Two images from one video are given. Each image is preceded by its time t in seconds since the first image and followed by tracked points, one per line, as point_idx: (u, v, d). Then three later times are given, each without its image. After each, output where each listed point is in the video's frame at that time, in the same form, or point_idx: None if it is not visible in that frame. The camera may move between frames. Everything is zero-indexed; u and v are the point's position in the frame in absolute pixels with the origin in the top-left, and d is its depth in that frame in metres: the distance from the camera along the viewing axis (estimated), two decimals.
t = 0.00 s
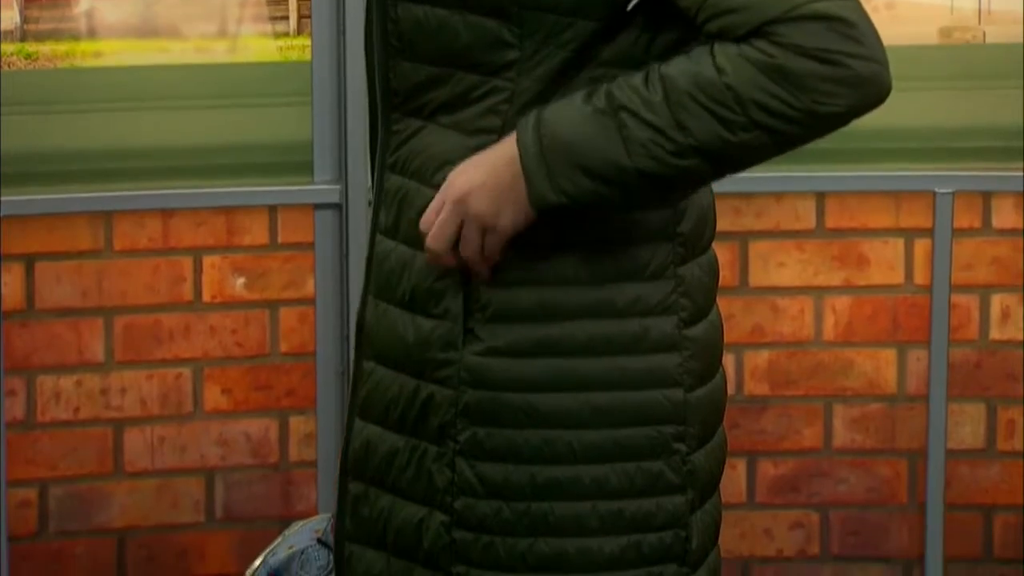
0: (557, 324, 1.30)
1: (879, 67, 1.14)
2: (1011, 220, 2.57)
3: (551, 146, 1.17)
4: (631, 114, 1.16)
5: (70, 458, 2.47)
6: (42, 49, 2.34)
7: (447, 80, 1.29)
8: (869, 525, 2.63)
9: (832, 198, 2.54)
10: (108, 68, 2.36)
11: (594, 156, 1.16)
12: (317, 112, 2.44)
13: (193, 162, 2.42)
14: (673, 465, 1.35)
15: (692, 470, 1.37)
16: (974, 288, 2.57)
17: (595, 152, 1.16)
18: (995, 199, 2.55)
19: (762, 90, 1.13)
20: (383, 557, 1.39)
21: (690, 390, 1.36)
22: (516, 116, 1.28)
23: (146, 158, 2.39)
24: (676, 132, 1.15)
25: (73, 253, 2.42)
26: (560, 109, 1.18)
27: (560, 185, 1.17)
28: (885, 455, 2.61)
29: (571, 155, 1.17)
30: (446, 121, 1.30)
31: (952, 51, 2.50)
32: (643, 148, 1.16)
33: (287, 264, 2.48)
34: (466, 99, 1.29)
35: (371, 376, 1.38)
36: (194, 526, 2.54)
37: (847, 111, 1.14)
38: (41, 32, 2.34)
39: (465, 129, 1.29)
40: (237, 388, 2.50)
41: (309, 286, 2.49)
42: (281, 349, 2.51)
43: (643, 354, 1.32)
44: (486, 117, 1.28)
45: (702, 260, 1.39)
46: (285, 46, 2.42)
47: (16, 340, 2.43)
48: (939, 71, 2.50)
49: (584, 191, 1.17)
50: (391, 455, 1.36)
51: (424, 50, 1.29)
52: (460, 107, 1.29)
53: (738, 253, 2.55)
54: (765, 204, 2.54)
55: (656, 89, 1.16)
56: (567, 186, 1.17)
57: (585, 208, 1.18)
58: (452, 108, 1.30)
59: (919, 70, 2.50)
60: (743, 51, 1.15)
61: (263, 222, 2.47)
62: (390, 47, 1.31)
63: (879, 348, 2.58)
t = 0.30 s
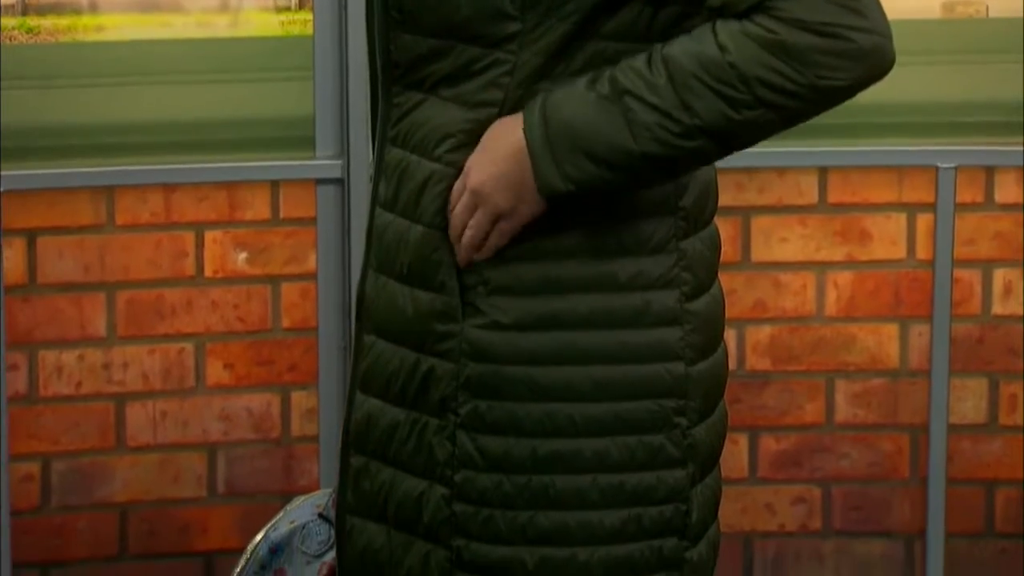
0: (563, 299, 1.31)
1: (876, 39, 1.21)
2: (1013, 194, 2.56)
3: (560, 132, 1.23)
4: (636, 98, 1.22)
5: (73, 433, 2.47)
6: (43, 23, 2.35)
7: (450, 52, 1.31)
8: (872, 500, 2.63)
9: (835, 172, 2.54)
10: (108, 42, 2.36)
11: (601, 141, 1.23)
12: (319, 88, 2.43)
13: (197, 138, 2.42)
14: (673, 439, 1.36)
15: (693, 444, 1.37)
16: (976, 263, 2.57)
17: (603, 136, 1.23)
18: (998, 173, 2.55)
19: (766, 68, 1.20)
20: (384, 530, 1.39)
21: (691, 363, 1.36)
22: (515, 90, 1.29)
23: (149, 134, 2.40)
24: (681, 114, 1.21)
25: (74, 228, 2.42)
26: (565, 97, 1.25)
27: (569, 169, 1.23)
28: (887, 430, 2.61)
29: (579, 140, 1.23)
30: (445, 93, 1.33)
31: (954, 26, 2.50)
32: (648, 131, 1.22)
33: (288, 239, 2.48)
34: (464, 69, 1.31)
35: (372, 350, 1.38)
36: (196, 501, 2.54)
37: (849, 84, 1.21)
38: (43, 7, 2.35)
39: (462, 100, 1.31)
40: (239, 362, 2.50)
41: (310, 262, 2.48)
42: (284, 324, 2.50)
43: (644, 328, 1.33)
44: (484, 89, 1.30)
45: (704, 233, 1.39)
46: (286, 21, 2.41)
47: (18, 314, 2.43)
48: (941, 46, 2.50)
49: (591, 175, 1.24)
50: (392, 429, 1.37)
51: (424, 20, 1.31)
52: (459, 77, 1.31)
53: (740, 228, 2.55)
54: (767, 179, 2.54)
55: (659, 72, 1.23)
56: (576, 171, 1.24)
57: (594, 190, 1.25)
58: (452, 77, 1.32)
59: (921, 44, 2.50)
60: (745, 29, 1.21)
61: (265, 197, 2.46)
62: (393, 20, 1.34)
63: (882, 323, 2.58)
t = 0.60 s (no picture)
0: (565, 279, 1.32)
1: (825, 68, 1.24)
2: (1016, 169, 2.55)
3: (519, 178, 1.27)
4: (591, 141, 1.26)
5: (75, 408, 2.47)
6: None
7: (438, 36, 1.32)
8: (874, 475, 2.63)
9: (838, 148, 2.53)
10: (111, 17, 2.36)
11: (558, 185, 1.26)
12: (322, 64, 2.42)
13: (200, 113, 2.42)
14: (685, 413, 1.36)
15: (704, 419, 1.38)
16: (978, 238, 2.57)
17: (559, 179, 1.26)
18: (1003, 148, 2.54)
19: (715, 106, 1.24)
20: (394, 518, 1.39)
21: (699, 338, 1.36)
22: (507, 74, 1.30)
23: (154, 109, 2.40)
24: (634, 155, 1.25)
25: (77, 203, 2.42)
26: (523, 138, 1.28)
27: (529, 215, 1.27)
28: (890, 405, 2.61)
29: (538, 183, 1.27)
30: (438, 79, 1.33)
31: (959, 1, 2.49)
32: (602, 174, 1.26)
33: (291, 214, 2.47)
34: (455, 54, 1.31)
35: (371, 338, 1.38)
36: (199, 476, 2.53)
37: (799, 115, 1.25)
38: None
39: (455, 86, 1.31)
40: (242, 337, 2.50)
41: (312, 237, 2.48)
42: (286, 300, 2.50)
43: (651, 304, 1.34)
44: (477, 74, 1.30)
45: (709, 209, 1.39)
46: None
47: (20, 290, 2.44)
48: (945, 21, 2.50)
49: (550, 219, 1.27)
50: (398, 417, 1.37)
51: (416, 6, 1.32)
52: (451, 62, 1.32)
53: (744, 203, 2.55)
54: (771, 155, 2.54)
55: (613, 112, 1.26)
56: (535, 215, 1.27)
57: (554, 233, 1.28)
58: (444, 64, 1.32)
59: (926, 20, 2.50)
60: (695, 67, 1.24)
61: (267, 171, 2.46)
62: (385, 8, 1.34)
63: (884, 298, 2.57)
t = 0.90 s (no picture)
0: (565, 262, 1.34)
1: (752, 88, 1.25)
2: (1016, 146, 2.55)
3: (463, 197, 1.31)
4: (528, 158, 1.28)
5: (75, 384, 2.48)
6: None
7: (426, 22, 1.37)
8: (874, 452, 2.64)
9: (838, 125, 2.53)
10: None
11: (498, 203, 1.29)
12: (321, 40, 2.40)
13: (199, 89, 2.41)
14: (684, 392, 1.39)
15: (704, 397, 1.41)
16: (978, 215, 2.57)
17: (499, 196, 1.29)
18: (1002, 124, 2.53)
19: (645, 124, 1.25)
20: (392, 502, 1.43)
21: (699, 316, 1.40)
22: (497, 60, 1.34)
23: (152, 85, 2.39)
24: (568, 173, 1.27)
25: (77, 178, 2.41)
26: (469, 158, 1.31)
27: (470, 234, 1.30)
28: (889, 381, 2.61)
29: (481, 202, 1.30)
30: (431, 68, 1.37)
31: None
32: (538, 190, 1.28)
33: (291, 190, 2.47)
34: (444, 43, 1.36)
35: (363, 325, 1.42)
36: (200, 453, 2.54)
37: (728, 135, 1.26)
38: None
39: (448, 74, 1.36)
40: (241, 314, 2.50)
41: (311, 214, 2.48)
42: (286, 276, 2.50)
43: (647, 284, 1.37)
44: (467, 62, 1.35)
45: (708, 186, 1.43)
46: None
47: (20, 266, 2.43)
48: None
49: (490, 235, 1.30)
50: (394, 401, 1.40)
51: None
52: (441, 51, 1.36)
53: (743, 179, 2.55)
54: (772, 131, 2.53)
55: (551, 130, 1.28)
56: (477, 233, 1.30)
57: (498, 250, 1.31)
58: (435, 54, 1.37)
59: None
60: (629, 84, 1.26)
61: (267, 148, 2.45)
62: None
63: (884, 275, 2.57)
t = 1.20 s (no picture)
0: (554, 248, 1.37)
1: (721, 79, 1.28)
2: (1017, 121, 2.54)
3: (442, 194, 1.33)
4: (504, 154, 1.31)
5: (75, 359, 2.48)
6: None
7: (424, 10, 1.38)
8: (874, 426, 2.64)
9: (839, 100, 2.52)
10: None
11: (475, 201, 1.31)
12: (321, 17, 2.40)
13: (198, 64, 2.40)
14: (683, 371, 1.41)
15: (703, 375, 1.43)
16: (978, 190, 2.57)
17: (477, 193, 1.31)
18: (1003, 99, 2.53)
19: (617, 117, 1.28)
20: (389, 489, 1.44)
21: (698, 293, 1.42)
22: (492, 47, 1.36)
23: (152, 61, 2.39)
24: (543, 167, 1.30)
25: (77, 153, 2.41)
26: (447, 155, 1.33)
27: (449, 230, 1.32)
28: (889, 356, 2.61)
29: (458, 201, 1.32)
30: (427, 55, 1.39)
31: None
32: (514, 186, 1.30)
33: (291, 165, 2.47)
34: (441, 30, 1.37)
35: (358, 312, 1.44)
36: (201, 429, 2.54)
37: (698, 127, 1.29)
38: None
39: (444, 61, 1.37)
40: (242, 289, 2.50)
41: (312, 189, 2.48)
42: (286, 251, 2.50)
43: (644, 262, 1.39)
44: (463, 49, 1.36)
45: (706, 163, 1.44)
46: None
47: (19, 241, 2.43)
48: None
49: (469, 233, 1.32)
50: (393, 386, 1.42)
51: None
52: (438, 38, 1.38)
53: (743, 155, 2.55)
54: (773, 106, 2.52)
55: (525, 126, 1.31)
56: (457, 231, 1.32)
57: (476, 245, 1.34)
58: (432, 41, 1.38)
59: None
60: (601, 77, 1.29)
61: (267, 123, 2.45)
62: None
63: (884, 251, 2.57)
